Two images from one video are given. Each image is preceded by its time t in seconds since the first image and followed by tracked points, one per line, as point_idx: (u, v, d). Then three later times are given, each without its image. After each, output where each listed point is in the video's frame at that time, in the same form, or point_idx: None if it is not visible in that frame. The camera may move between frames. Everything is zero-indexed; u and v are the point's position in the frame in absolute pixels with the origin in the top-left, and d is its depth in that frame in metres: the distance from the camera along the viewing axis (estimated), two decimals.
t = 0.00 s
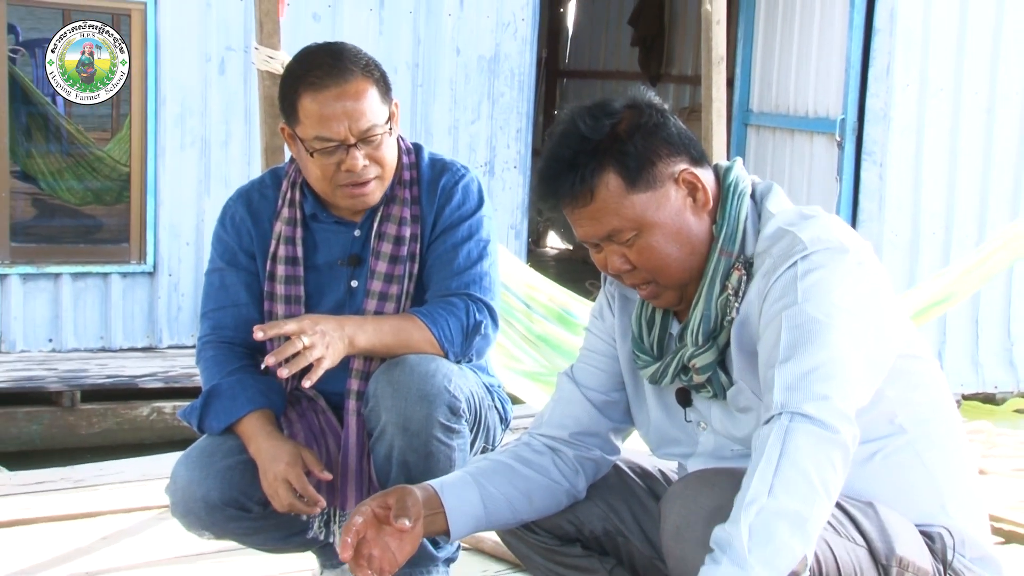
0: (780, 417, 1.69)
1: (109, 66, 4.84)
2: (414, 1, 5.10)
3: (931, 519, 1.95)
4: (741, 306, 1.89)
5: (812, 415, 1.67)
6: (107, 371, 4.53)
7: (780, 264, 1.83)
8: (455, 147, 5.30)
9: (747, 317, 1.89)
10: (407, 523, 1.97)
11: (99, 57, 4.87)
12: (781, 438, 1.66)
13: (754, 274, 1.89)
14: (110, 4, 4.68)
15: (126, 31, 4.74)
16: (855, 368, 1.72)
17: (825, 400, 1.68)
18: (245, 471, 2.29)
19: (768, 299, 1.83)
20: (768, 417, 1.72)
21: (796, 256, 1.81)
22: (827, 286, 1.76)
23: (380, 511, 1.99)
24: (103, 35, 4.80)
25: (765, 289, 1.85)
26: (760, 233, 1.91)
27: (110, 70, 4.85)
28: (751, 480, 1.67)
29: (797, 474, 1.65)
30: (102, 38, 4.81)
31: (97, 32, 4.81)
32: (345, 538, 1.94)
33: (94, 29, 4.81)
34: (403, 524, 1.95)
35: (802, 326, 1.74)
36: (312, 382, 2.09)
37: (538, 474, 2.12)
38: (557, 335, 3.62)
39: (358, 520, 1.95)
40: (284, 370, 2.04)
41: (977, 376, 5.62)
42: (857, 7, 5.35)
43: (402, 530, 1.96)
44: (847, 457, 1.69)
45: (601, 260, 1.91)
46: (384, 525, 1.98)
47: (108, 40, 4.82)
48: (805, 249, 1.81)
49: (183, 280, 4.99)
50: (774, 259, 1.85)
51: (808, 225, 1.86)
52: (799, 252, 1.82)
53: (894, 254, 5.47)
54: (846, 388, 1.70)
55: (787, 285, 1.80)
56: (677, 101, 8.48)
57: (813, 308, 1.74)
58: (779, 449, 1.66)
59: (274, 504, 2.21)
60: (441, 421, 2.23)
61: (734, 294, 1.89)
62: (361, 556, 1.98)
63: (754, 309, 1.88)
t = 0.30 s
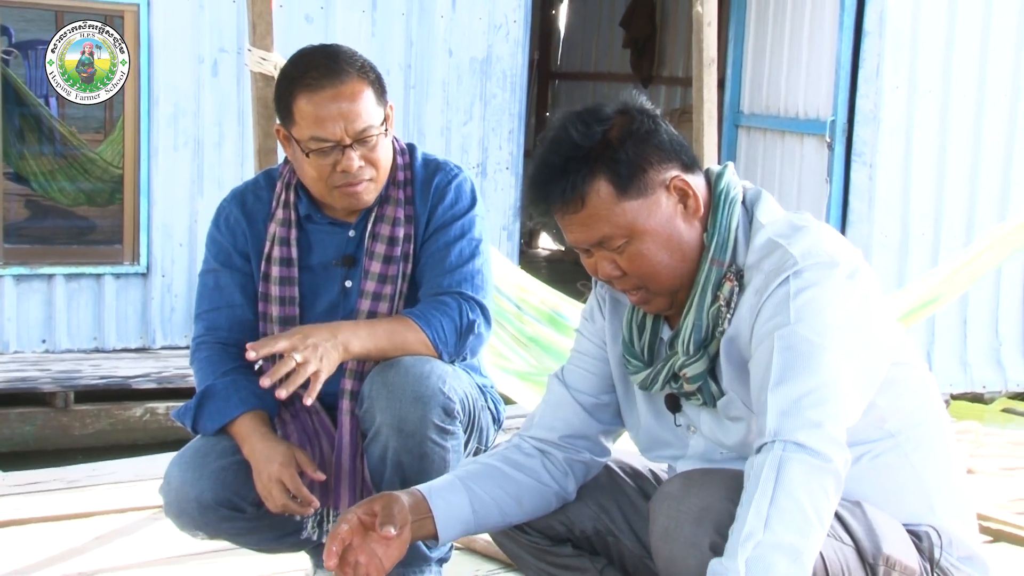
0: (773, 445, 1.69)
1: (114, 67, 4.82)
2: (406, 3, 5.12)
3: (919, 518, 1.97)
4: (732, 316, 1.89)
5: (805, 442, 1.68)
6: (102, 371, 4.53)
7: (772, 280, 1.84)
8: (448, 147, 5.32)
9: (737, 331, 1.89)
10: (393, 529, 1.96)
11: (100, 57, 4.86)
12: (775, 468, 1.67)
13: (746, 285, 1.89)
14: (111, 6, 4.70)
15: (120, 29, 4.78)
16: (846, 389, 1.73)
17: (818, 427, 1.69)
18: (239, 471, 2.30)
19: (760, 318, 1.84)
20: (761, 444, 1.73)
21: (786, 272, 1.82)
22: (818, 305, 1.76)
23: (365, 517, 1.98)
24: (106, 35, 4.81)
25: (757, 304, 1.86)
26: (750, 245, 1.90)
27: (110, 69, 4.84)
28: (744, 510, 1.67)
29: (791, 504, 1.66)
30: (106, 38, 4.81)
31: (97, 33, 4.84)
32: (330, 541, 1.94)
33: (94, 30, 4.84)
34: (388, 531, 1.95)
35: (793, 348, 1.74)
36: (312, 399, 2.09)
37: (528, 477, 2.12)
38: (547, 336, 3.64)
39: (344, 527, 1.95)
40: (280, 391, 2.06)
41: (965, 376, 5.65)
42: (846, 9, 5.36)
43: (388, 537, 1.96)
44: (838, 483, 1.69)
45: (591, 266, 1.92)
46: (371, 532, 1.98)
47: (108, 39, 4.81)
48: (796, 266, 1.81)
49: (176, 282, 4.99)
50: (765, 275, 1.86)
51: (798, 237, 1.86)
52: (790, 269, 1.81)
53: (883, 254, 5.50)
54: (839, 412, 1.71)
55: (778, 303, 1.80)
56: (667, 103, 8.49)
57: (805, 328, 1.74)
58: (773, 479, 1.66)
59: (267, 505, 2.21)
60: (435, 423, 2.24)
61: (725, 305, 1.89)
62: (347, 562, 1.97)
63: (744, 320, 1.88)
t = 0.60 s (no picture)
0: (765, 462, 1.74)
1: (114, 68, 4.87)
2: (402, 8, 5.18)
3: (907, 514, 2.02)
4: (724, 326, 1.93)
5: (793, 459, 1.73)
6: (106, 369, 4.58)
7: (762, 292, 1.88)
8: (444, 151, 5.38)
9: (728, 342, 1.94)
10: (392, 532, 2.01)
11: (100, 57, 4.86)
12: (767, 486, 1.71)
13: (737, 294, 1.92)
14: (115, 13, 4.81)
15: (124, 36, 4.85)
16: (835, 404, 1.77)
17: (807, 444, 1.74)
18: (240, 466, 2.35)
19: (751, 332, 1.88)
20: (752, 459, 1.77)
21: (776, 286, 1.86)
22: (809, 320, 1.80)
23: (365, 521, 2.03)
24: (107, 35, 4.84)
25: (748, 314, 1.90)
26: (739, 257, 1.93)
27: (111, 69, 4.87)
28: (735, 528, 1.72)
29: (782, 524, 1.70)
30: (106, 38, 4.84)
31: (100, 34, 4.83)
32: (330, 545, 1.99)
33: (97, 30, 4.82)
34: (387, 535, 2.00)
35: (784, 363, 1.78)
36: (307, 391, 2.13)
37: (523, 476, 2.16)
38: (540, 334, 3.66)
39: (344, 531, 1.99)
40: (277, 383, 2.12)
41: (949, 374, 5.71)
42: (833, 14, 5.43)
43: (387, 541, 2.01)
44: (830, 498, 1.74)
45: (585, 270, 1.95)
46: (370, 535, 2.02)
47: (109, 39, 4.85)
48: (786, 280, 1.85)
49: (178, 280, 5.10)
50: (755, 287, 1.89)
51: (787, 249, 1.90)
52: (781, 282, 1.85)
53: (869, 255, 5.59)
54: (827, 428, 1.76)
55: (768, 317, 1.84)
56: (659, 107, 8.56)
57: (795, 344, 1.79)
58: (765, 498, 1.71)
59: (267, 500, 2.26)
60: (432, 420, 2.30)
61: (717, 313, 1.93)
62: (346, 565, 2.02)
63: (736, 328, 1.92)
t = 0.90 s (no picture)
0: (756, 476, 1.74)
1: (111, 66, 5.02)
2: (406, 21, 5.35)
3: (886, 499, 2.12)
4: (715, 333, 1.91)
5: (782, 471, 1.72)
6: (124, 363, 4.70)
7: (750, 304, 1.85)
8: (446, 157, 5.56)
9: (717, 350, 1.92)
10: (394, 525, 2.02)
11: (100, 57, 4.99)
12: (759, 502, 1.71)
13: (728, 300, 1.90)
14: (133, 25, 4.94)
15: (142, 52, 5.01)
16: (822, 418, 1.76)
17: (796, 458, 1.73)
18: (252, 454, 2.47)
19: (741, 343, 1.86)
20: (742, 471, 1.78)
21: (764, 297, 1.83)
22: (798, 334, 1.78)
23: (367, 514, 2.04)
24: (104, 35, 4.92)
25: (737, 324, 1.87)
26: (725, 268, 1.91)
27: (111, 69, 5.03)
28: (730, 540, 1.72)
29: (774, 540, 1.70)
30: (104, 37, 4.93)
31: (95, 32, 4.90)
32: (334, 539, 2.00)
33: (92, 29, 4.89)
34: (389, 528, 2.01)
35: (773, 377, 1.77)
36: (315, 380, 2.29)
37: (520, 468, 2.19)
38: (539, 329, 3.78)
39: (347, 524, 2.01)
40: (287, 373, 2.25)
41: (923, 366, 5.95)
42: (814, 27, 5.65)
43: (389, 534, 2.02)
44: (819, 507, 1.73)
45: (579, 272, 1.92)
46: (372, 527, 2.03)
47: (109, 39, 4.94)
48: (772, 292, 1.83)
49: (194, 280, 5.27)
50: (744, 298, 1.87)
51: (774, 261, 1.87)
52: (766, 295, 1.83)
53: (849, 255, 5.83)
54: (817, 440, 1.75)
55: (758, 329, 1.82)
56: (650, 114, 8.78)
57: (784, 358, 1.77)
58: (757, 514, 1.71)
59: (278, 487, 2.38)
60: (434, 411, 2.42)
61: (708, 319, 1.91)
62: (349, 558, 2.02)
63: (726, 334, 1.90)
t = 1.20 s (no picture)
0: (762, 501, 1.74)
1: (111, 66, 5.05)
2: (405, 24, 5.38)
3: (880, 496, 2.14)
4: (712, 341, 1.90)
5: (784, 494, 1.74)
6: (126, 363, 4.75)
7: (746, 316, 1.84)
8: (445, 157, 5.58)
9: (715, 359, 1.90)
10: (390, 530, 2.03)
11: (100, 57, 5.02)
12: (764, 527, 1.72)
13: (724, 308, 1.88)
14: (135, 27, 4.97)
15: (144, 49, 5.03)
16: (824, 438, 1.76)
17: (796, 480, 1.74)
18: (253, 453, 2.49)
19: (739, 355, 1.85)
20: (743, 494, 1.78)
21: (760, 309, 1.83)
22: (797, 351, 1.78)
23: (363, 518, 2.04)
24: (105, 34, 4.95)
25: (733, 334, 1.86)
26: (722, 276, 1.90)
27: (111, 69, 5.06)
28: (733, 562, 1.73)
29: (777, 565, 1.71)
30: (105, 37, 4.95)
31: (96, 31, 4.93)
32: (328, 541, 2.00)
33: (93, 28, 4.92)
34: (385, 533, 2.02)
35: (775, 395, 1.76)
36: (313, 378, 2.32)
37: (516, 467, 2.21)
38: (536, 329, 3.81)
39: (344, 527, 2.01)
40: (287, 372, 2.27)
41: (917, 365, 5.99)
42: (809, 28, 5.68)
43: (385, 538, 2.02)
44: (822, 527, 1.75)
45: (576, 274, 1.92)
46: (367, 531, 2.03)
47: (109, 39, 4.97)
48: (768, 303, 1.83)
49: (195, 279, 5.30)
50: (740, 309, 1.86)
51: (770, 270, 1.87)
52: (762, 308, 1.83)
53: (843, 255, 5.86)
54: (818, 443, 1.75)
55: (756, 342, 1.81)
56: (647, 116, 8.80)
57: (784, 376, 1.77)
58: (762, 539, 1.72)
59: (277, 487, 2.40)
60: (432, 411, 2.45)
61: (706, 326, 1.89)
62: (345, 561, 2.02)
63: (723, 342, 1.88)
